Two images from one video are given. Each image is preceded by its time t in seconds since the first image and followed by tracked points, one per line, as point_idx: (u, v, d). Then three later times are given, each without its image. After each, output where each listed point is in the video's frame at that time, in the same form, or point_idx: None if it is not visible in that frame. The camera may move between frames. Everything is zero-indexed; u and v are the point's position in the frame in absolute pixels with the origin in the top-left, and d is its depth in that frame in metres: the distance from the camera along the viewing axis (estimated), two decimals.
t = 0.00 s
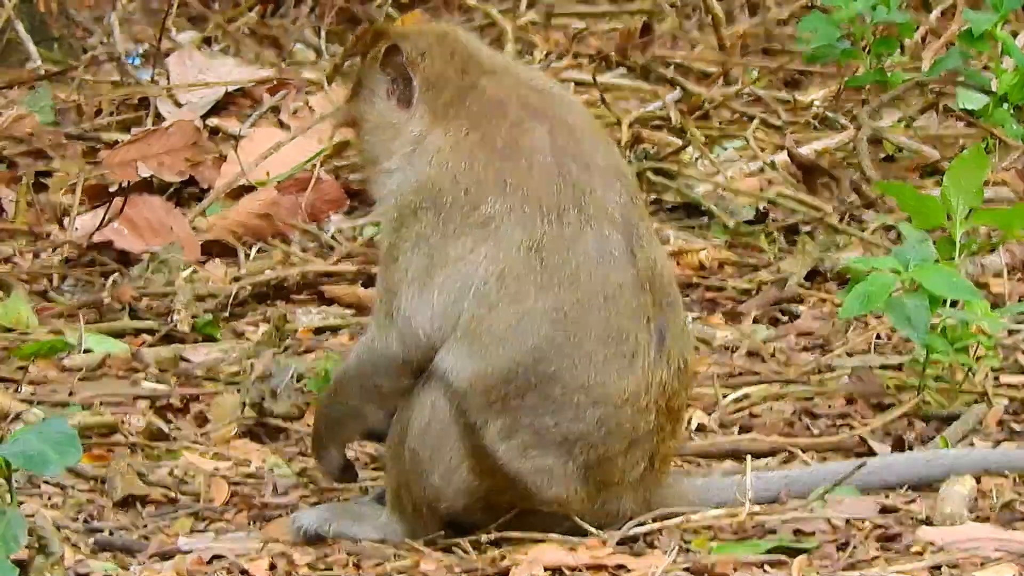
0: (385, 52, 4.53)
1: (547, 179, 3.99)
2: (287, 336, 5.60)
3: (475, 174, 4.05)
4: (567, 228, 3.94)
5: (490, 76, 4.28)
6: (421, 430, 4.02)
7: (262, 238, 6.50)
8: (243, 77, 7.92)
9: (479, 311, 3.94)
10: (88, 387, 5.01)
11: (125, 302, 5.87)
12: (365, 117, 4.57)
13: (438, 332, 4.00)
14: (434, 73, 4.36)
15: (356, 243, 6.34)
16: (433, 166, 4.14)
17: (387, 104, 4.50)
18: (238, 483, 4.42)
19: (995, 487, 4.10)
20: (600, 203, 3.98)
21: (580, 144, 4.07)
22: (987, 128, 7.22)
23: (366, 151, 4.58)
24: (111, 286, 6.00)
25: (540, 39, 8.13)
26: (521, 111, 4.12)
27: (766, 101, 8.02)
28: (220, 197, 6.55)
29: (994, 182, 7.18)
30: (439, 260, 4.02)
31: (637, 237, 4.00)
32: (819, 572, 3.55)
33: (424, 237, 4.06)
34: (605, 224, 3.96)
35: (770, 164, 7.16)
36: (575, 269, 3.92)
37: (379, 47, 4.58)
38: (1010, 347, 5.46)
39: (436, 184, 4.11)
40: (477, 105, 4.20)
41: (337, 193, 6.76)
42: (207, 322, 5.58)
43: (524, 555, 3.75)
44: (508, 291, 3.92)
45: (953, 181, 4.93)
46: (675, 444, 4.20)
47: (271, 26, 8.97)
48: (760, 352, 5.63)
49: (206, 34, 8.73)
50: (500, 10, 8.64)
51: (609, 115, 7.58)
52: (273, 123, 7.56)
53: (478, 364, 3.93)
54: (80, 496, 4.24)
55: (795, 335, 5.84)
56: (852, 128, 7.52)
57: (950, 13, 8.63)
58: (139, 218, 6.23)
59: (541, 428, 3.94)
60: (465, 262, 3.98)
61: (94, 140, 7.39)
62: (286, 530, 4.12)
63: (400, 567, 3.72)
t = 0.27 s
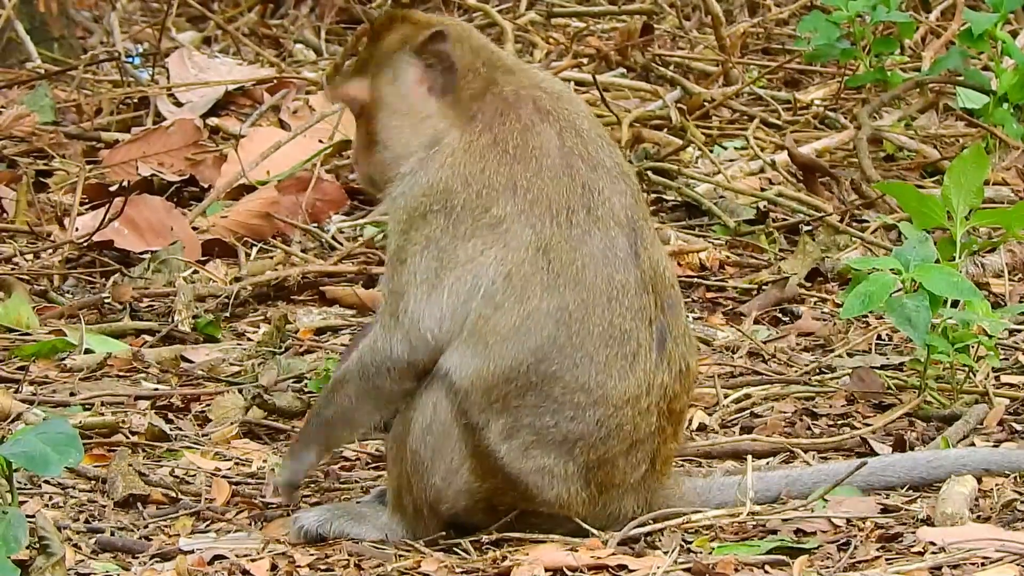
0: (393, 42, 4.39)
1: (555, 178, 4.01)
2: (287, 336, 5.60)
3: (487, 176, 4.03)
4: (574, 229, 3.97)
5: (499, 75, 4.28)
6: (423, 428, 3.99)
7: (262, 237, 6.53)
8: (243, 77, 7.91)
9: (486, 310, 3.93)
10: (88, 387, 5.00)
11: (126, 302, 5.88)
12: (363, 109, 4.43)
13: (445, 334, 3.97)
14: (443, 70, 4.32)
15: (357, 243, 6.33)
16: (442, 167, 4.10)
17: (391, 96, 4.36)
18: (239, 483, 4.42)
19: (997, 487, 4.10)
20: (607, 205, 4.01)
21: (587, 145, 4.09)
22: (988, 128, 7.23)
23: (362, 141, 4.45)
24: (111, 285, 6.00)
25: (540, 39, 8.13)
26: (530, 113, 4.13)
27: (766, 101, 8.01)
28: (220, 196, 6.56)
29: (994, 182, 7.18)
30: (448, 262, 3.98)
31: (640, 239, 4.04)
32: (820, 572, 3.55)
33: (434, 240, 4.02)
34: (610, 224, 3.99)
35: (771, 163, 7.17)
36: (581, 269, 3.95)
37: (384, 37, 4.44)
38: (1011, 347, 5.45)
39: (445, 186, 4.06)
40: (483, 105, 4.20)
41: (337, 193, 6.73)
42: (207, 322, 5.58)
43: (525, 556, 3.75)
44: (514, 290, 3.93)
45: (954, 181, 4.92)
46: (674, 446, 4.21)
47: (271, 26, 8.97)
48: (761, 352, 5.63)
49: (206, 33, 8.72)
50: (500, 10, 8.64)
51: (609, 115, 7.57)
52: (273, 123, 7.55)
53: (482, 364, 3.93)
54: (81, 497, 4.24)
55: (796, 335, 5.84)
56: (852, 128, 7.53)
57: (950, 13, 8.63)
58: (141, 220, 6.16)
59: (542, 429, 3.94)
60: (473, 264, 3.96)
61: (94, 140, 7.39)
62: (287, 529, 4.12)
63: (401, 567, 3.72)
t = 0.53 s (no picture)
0: (435, 33, 4.24)
1: (561, 178, 3.99)
2: (287, 335, 5.60)
3: (496, 180, 4.01)
4: (575, 225, 3.97)
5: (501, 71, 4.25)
6: (424, 430, 4.02)
7: (262, 237, 6.55)
8: (243, 75, 7.90)
9: (491, 310, 3.94)
10: (88, 386, 5.00)
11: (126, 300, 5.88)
12: (383, 88, 4.23)
13: (450, 338, 3.97)
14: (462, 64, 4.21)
15: (357, 242, 6.33)
16: (449, 170, 4.08)
17: (422, 87, 4.21)
18: (239, 482, 4.42)
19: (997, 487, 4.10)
20: (607, 201, 4.01)
21: (589, 144, 4.09)
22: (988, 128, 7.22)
23: (365, 119, 4.26)
24: (111, 284, 6.00)
25: (541, 38, 8.12)
26: (537, 112, 4.10)
27: (766, 100, 8.01)
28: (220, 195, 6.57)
29: (994, 181, 7.18)
30: (453, 267, 3.98)
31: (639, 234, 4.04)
32: (820, 571, 3.55)
33: (440, 244, 4.01)
34: (611, 221, 4.00)
35: (771, 163, 7.17)
36: (581, 264, 3.95)
37: (421, 23, 4.26)
38: (1011, 347, 5.45)
39: (453, 191, 4.04)
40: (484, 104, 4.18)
41: (337, 192, 6.74)
42: (207, 322, 5.58)
43: (525, 555, 3.75)
44: (519, 289, 3.93)
45: (954, 180, 4.92)
46: (675, 443, 4.20)
47: (271, 25, 8.97)
48: (761, 352, 5.63)
49: (206, 32, 8.72)
50: (500, 9, 8.64)
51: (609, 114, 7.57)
52: (274, 122, 7.55)
53: (484, 362, 3.94)
54: (81, 495, 4.24)
55: (796, 335, 5.84)
56: (852, 127, 7.53)
57: (951, 13, 8.63)
58: (141, 218, 6.15)
59: (544, 425, 3.94)
60: (480, 267, 3.96)
61: (94, 139, 7.39)
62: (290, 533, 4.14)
63: (400, 566, 3.72)
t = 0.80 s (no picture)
0: (432, 33, 4.24)
1: (561, 181, 3.99)
2: (287, 334, 5.60)
3: (496, 184, 4.00)
4: (576, 227, 3.97)
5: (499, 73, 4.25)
6: (425, 431, 4.02)
7: (263, 236, 6.56)
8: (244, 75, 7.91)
9: (491, 312, 3.94)
10: (88, 385, 5.00)
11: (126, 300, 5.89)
12: (377, 89, 4.25)
13: (451, 340, 3.97)
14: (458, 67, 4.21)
15: (357, 242, 6.33)
16: (449, 173, 4.08)
17: (416, 87, 4.22)
18: (239, 481, 4.42)
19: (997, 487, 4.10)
20: (607, 203, 4.01)
21: (588, 148, 4.09)
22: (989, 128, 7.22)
23: (362, 119, 4.28)
24: (111, 283, 6.00)
25: (542, 38, 8.12)
26: (537, 115, 4.09)
27: (767, 100, 8.01)
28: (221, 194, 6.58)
29: (995, 181, 7.17)
30: (453, 270, 3.97)
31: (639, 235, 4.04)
32: (820, 571, 3.55)
33: (440, 246, 4.01)
34: (612, 223, 3.99)
35: (771, 162, 7.17)
36: (581, 265, 3.95)
37: (419, 23, 4.27)
38: (1011, 346, 5.45)
39: (454, 195, 4.04)
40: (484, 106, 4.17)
41: (338, 191, 6.70)
42: (208, 321, 5.58)
43: (525, 555, 3.75)
44: (520, 292, 3.94)
45: (955, 180, 4.91)
46: (675, 443, 4.20)
47: (272, 24, 8.97)
48: (761, 351, 5.64)
49: (207, 31, 8.73)
50: (501, 8, 8.64)
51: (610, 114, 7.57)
52: (274, 121, 7.55)
53: (485, 364, 3.94)
54: (81, 494, 4.24)
55: (796, 335, 5.84)
56: (853, 127, 7.53)
57: (951, 12, 8.63)
58: (141, 217, 6.10)
59: (545, 426, 3.95)
60: (481, 271, 3.95)
61: (95, 138, 7.39)
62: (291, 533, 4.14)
63: (401, 565, 3.72)
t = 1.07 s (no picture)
0: (431, 35, 4.23)
1: (565, 183, 3.99)
2: (290, 334, 5.60)
3: (500, 185, 4.00)
4: (579, 227, 3.97)
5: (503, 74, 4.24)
6: (428, 430, 4.02)
7: (266, 236, 6.55)
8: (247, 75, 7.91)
9: (495, 312, 3.94)
10: (90, 385, 5.01)
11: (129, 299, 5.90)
12: (378, 91, 4.24)
13: (454, 340, 3.97)
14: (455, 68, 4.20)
15: (360, 242, 6.33)
16: (452, 174, 4.08)
17: (414, 89, 4.21)
18: (242, 481, 4.42)
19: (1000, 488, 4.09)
20: (610, 203, 4.01)
21: (592, 149, 4.09)
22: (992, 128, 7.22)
23: (363, 121, 4.28)
24: (114, 283, 6.01)
25: (544, 38, 8.12)
26: (541, 117, 4.09)
27: (770, 100, 8.01)
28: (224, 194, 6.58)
29: (998, 182, 7.17)
30: (456, 270, 3.97)
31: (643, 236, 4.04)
32: (822, 572, 3.54)
33: (444, 246, 4.01)
34: (616, 224, 3.99)
35: (774, 162, 7.17)
36: (585, 265, 3.95)
37: (419, 24, 4.26)
38: (1014, 347, 5.45)
39: (458, 195, 4.04)
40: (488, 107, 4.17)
41: (341, 191, 6.70)
42: (211, 321, 5.58)
43: (528, 555, 3.75)
44: (523, 292, 3.94)
45: (958, 181, 4.91)
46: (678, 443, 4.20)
47: (274, 24, 8.97)
48: (764, 352, 5.64)
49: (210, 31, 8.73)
50: (504, 9, 8.64)
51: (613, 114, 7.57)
52: (277, 121, 7.56)
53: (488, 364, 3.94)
54: (83, 494, 4.24)
55: (799, 335, 5.84)
56: (856, 127, 7.53)
57: (954, 13, 8.62)
58: (144, 217, 6.15)
59: (548, 425, 3.95)
60: (484, 271, 3.95)
61: (98, 138, 7.40)
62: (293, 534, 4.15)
63: (403, 565, 3.72)
